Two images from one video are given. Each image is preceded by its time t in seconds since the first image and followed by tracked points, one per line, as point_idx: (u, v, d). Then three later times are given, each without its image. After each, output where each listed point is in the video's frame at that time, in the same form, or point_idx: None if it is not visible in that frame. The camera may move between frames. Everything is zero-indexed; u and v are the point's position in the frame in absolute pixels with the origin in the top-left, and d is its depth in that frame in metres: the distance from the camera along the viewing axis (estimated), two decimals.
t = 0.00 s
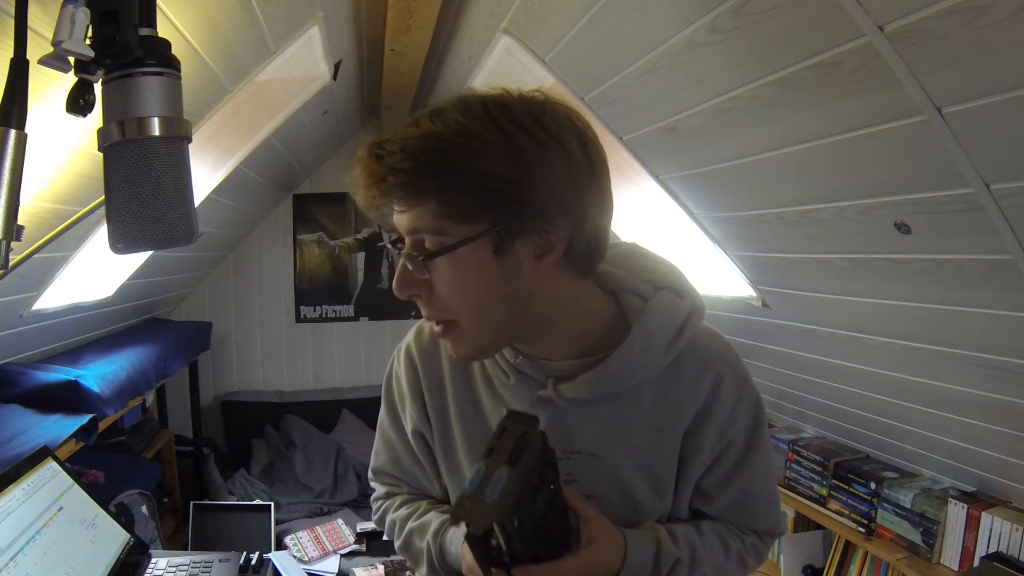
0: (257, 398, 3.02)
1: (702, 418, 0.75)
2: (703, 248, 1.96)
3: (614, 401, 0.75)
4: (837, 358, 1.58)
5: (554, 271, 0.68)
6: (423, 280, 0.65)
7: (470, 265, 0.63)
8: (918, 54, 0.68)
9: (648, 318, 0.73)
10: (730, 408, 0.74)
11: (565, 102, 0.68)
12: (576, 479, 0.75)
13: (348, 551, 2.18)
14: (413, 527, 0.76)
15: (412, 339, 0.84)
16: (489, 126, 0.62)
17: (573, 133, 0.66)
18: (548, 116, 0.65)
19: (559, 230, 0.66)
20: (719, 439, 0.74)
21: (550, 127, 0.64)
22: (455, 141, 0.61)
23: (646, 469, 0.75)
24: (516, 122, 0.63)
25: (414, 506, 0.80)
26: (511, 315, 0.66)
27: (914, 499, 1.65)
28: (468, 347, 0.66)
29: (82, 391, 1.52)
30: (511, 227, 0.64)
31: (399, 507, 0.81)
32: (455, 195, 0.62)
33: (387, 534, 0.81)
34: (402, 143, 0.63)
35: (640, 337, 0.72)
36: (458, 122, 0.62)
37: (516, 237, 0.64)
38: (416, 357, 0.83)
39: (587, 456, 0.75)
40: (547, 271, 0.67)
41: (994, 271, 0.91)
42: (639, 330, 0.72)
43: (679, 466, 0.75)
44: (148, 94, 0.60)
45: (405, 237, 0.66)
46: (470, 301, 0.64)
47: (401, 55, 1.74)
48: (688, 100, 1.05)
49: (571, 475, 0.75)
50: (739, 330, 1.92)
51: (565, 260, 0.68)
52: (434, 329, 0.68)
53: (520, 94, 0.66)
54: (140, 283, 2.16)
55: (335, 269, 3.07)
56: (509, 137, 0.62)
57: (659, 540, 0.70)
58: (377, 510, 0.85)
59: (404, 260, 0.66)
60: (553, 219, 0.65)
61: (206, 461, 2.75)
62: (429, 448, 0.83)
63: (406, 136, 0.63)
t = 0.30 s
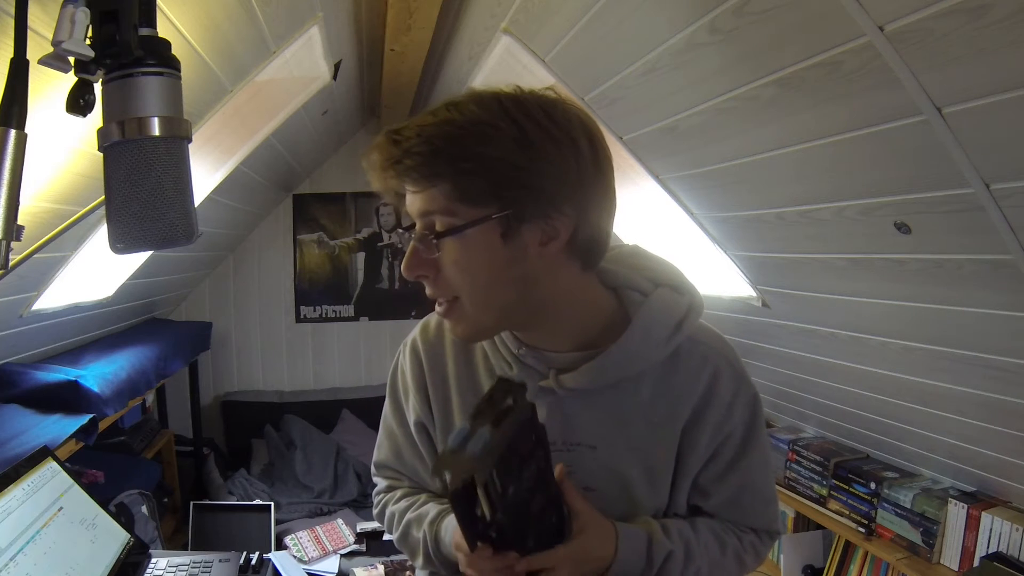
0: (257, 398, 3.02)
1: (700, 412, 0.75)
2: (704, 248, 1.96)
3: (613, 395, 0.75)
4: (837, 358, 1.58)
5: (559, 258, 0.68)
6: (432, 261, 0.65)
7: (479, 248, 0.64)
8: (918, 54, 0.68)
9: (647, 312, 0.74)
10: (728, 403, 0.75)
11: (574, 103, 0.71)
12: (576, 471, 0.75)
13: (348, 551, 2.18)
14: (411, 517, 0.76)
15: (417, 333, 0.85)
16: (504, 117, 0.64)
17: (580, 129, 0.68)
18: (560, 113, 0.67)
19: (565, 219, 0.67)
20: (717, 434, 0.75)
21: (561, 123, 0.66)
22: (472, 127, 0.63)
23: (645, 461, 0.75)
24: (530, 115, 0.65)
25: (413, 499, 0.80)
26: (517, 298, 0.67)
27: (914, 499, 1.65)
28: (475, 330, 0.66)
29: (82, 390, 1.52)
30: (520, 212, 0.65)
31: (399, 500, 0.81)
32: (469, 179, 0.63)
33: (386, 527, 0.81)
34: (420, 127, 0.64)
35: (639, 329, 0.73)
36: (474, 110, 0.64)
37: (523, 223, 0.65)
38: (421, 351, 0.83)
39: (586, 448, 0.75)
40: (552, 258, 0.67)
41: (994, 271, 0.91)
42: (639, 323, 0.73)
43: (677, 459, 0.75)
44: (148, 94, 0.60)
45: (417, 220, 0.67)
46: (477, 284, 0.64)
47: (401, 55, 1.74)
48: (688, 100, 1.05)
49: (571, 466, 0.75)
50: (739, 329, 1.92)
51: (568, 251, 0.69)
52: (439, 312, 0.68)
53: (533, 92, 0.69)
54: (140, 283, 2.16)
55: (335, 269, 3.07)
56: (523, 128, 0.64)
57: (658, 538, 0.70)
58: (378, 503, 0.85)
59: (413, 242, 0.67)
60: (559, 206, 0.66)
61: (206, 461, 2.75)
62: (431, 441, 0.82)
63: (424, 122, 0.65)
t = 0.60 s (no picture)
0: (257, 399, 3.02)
1: (701, 409, 0.75)
2: (704, 247, 1.96)
3: (615, 391, 0.75)
4: (837, 358, 1.58)
5: (565, 252, 0.69)
6: (443, 257, 0.65)
7: (490, 243, 0.64)
8: (918, 54, 0.68)
9: (649, 307, 0.74)
10: (729, 399, 0.75)
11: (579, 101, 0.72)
12: (579, 467, 0.74)
13: (348, 551, 2.18)
14: (412, 516, 0.76)
15: (422, 331, 0.84)
16: (514, 114, 0.64)
17: (585, 125, 0.68)
18: (566, 110, 0.68)
19: (572, 212, 0.67)
20: (719, 431, 0.74)
21: (567, 120, 0.67)
22: (483, 124, 0.63)
23: (647, 456, 0.75)
24: (538, 112, 0.66)
25: (414, 497, 0.80)
26: (526, 292, 0.67)
27: (914, 499, 1.65)
28: (486, 325, 0.66)
29: (82, 391, 1.52)
30: (530, 206, 0.65)
31: (400, 499, 0.81)
32: (481, 176, 0.63)
33: (387, 527, 0.81)
34: (431, 125, 0.64)
35: (642, 324, 0.73)
36: (485, 108, 0.64)
37: (532, 216, 0.66)
38: (426, 349, 0.83)
39: (590, 443, 0.74)
40: (560, 252, 0.68)
41: (994, 271, 0.91)
42: (642, 317, 0.73)
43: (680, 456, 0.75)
44: (148, 94, 0.60)
45: (427, 217, 0.67)
46: (488, 279, 0.65)
47: (401, 56, 1.73)
48: (688, 100, 1.05)
49: (574, 462, 0.74)
50: (739, 329, 1.92)
51: (573, 246, 0.70)
52: (448, 308, 0.68)
53: (540, 90, 0.69)
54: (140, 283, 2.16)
55: (335, 269, 3.07)
56: (533, 126, 0.64)
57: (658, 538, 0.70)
58: (378, 502, 0.84)
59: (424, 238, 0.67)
60: (567, 201, 0.67)
61: (206, 461, 2.75)
62: (434, 439, 0.82)
63: (435, 120, 0.65)
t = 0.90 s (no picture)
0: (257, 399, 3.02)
1: (702, 407, 0.75)
2: (704, 247, 1.96)
3: (615, 389, 0.75)
4: (837, 358, 1.58)
5: (570, 247, 0.69)
6: (450, 247, 0.64)
7: (497, 234, 0.64)
8: (918, 54, 0.68)
9: (651, 306, 0.74)
10: (729, 399, 0.75)
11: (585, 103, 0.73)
12: (580, 463, 0.74)
13: (347, 551, 2.18)
14: (413, 511, 0.76)
15: (426, 329, 0.84)
16: (523, 109, 0.65)
17: (592, 124, 0.69)
18: (573, 109, 0.69)
19: (577, 207, 0.67)
20: (720, 430, 0.74)
21: (574, 118, 0.68)
22: (493, 116, 0.64)
23: (647, 455, 0.74)
24: (546, 109, 0.66)
25: (415, 493, 0.80)
26: (532, 284, 0.67)
27: (914, 499, 1.65)
28: (492, 317, 0.65)
29: (82, 390, 1.52)
30: (537, 199, 0.65)
31: (402, 495, 0.81)
32: (490, 166, 0.64)
33: (388, 523, 0.81)
34: (441, 118, 0.65)
35: (643, 322, 0.73)
36: (495, 102, 0.65)
37: (539, 210, 0.66)
38: (429, 346, 0.83)
39: (590, 440, 0.74)
40: (565, 246, 0.68)
41: (994, 271, 0.91)
42: (644, 315, 0.73)
43: (679, 456, 0.75)
44: (148, 94, 0.60)
45: (435, 208, 0.67)
46: (495, 270, 0.64)
47: (400, 56, 1.73)
48: (688, 100, 1.05)
49: (575, 459, 0.74)
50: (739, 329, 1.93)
51: (576, 241, 0.70)
52: (454, 300, 0.67)
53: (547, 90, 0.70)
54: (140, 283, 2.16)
55: (335, 270, 3.07)
56: (540, 121, 0.65)
57: (657, 537, 0.70)
58: (379, 501, 0.84)
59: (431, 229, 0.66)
60: (573, 195, 0.67)
61: (206, 461, 2.75)
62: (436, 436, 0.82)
63: (445, 113, 0.65)
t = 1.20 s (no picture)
0: (257, 399, 3.02)
1: (701, 407, 0.75)
2: (704, 247, 1.96)
3: (615, 389, 0.75)
4: (837, 358, 1.58)
5: (571, 244, 0.69)
6: (453, 241, 0.65)
7: (499, 229, 0.64)
8: (918, 54, 0.68)
9: (650, 305, 0.74)
10: (728, 398, 0.75)
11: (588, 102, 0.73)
12: (579, 462, 0.74)
13: (347, 551, 2.18)
14: (410, 511, 0.76)
15: (427, 328, 0.84)
16: (526, 104, 0.65)
17: (596, 122, 0.69)
18: (577, 107, 0.69)
19: (579, 204, 0.68)
20: (720, 430, 0.74)
21: (577, 115, 0.68)
22: (497, 111, 0.64)
23: (647, 455, 0.74)
24: (549, 105, 0.67)
25: (414, 494, 0.80)
26: (534, 278, 0.66)
27: (914, 499, 1.65)
28: (494, 311, 0.65)
29: (82, 390, 1.52)
30: (540, 194, 0.65)
31: (400, 495, 0.81)
32: (493, 160, 0.64)
33: (386, 523, 0.81)
34: (446, 111, 0.65)
35: (643, 321, 0.73)
36: (499, 97, 0.65)
37: (540, 206, 0.65)
38: (429, 345, 0.83)
39: (590, 439, 0.74)
40: (565, 242, 0.68)
41: (994, 271, 0.91)
42: (644, 314, 0.73)
43: (678, 456, 0.75)
44: (148, 94, 0.60)
45: (438, 201, 0.67)
46: (496, 265, 0.64)
47: (400, 56, 1.73)
48: (688, 100, 1.05)
49: (575, 458, 0.74)
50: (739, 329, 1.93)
51: (579, 238, 0.70)
52: (457, 293, 0.67)
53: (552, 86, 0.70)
54: (141, 283, 2.16)
55: (335, 270, 3.07)
56: (544, 117, 0.65)
57: (656, 538, 0.70)
58: (378, 500, 0.84)
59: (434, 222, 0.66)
60: (575, 192, 0.67)
61: (206, 461, 2.75)
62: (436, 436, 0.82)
63: (450, 107, 0.66)
